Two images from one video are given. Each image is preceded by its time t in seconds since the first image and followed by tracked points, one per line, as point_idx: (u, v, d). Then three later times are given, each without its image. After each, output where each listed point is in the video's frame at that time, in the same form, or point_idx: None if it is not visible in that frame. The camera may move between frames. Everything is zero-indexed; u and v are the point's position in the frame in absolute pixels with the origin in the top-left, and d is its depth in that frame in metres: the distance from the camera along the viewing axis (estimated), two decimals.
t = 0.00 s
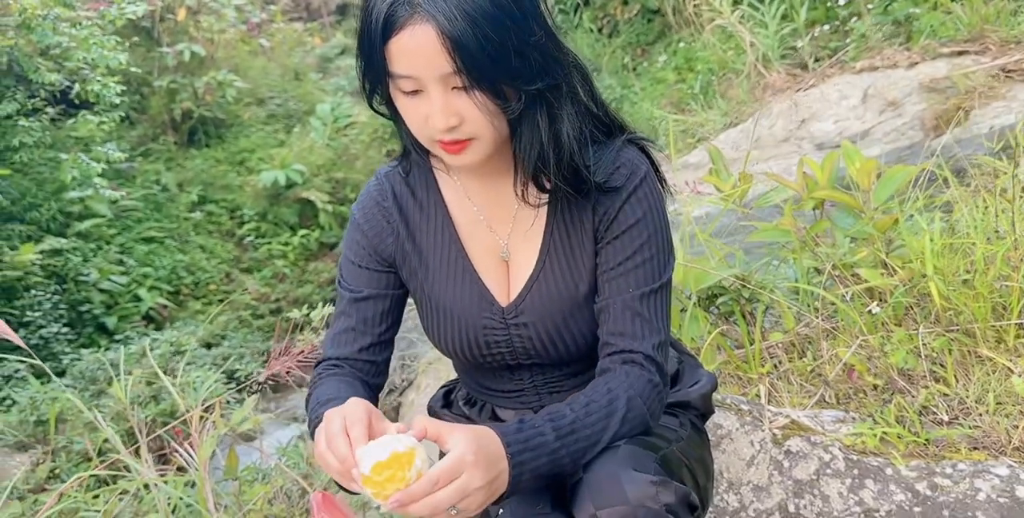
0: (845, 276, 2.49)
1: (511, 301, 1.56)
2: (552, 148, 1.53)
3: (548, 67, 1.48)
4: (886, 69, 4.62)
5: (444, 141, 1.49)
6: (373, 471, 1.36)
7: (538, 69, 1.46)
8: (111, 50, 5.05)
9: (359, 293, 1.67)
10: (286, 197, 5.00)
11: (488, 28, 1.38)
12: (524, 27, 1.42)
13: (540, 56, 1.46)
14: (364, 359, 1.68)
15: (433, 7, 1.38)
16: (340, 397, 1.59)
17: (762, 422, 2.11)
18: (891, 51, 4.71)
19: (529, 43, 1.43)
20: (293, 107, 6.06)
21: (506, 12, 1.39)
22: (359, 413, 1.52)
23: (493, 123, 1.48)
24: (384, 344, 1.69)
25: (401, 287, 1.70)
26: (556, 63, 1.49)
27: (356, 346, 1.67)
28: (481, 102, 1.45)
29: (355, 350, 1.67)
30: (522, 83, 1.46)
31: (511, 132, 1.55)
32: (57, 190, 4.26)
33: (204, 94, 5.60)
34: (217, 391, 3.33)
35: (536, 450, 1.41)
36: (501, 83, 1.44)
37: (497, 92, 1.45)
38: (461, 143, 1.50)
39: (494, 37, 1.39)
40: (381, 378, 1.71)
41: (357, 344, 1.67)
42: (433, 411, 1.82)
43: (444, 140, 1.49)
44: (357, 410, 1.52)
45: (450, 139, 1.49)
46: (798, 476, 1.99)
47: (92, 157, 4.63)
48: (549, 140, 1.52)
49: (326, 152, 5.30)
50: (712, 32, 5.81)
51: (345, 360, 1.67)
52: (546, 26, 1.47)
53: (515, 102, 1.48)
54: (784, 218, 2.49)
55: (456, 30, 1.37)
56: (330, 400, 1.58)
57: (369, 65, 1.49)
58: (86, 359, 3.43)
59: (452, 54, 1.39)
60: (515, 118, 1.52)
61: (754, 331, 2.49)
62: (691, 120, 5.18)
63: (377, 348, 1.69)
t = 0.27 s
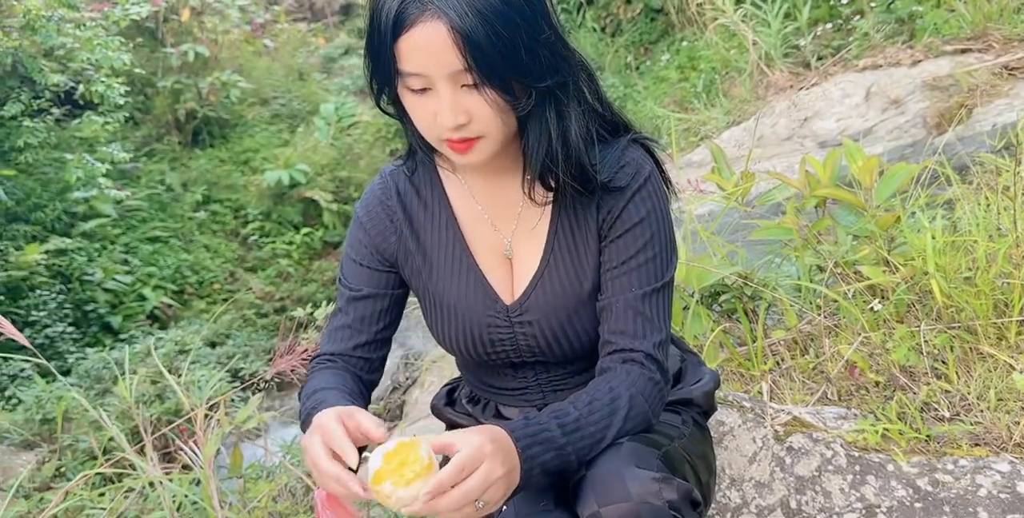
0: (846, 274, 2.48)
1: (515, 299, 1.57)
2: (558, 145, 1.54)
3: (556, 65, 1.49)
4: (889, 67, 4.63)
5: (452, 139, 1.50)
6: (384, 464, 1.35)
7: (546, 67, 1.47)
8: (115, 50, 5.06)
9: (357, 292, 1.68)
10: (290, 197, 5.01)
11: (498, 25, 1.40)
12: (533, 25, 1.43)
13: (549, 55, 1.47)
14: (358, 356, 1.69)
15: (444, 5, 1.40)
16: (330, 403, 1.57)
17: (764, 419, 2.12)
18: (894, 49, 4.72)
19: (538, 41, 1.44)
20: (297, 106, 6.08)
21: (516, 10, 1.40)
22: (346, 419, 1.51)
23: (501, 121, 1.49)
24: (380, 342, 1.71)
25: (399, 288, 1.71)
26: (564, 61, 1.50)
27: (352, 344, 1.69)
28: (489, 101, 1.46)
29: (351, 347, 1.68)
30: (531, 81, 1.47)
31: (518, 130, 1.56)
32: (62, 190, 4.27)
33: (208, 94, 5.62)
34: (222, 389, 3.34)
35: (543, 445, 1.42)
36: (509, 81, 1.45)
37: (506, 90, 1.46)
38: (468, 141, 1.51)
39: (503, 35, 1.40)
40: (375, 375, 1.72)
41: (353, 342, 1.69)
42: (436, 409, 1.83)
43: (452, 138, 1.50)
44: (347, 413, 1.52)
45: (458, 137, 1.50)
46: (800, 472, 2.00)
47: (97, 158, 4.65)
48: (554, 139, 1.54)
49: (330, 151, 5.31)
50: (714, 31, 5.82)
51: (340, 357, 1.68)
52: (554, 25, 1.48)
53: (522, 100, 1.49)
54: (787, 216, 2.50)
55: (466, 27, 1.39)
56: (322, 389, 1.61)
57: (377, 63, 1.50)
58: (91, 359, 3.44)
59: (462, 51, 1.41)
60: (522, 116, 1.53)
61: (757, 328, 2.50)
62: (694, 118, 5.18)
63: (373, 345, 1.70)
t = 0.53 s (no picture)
0: (849, 273, 2.47)
1: (519, 296, 1.57)
2: (563, 144, 1.55)
3: (561, 64, 1.49)
4: (892, 66, 4.63)
5: (456, 137, 1.50)
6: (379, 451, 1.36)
7: (551, 66, 1.48)
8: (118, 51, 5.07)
9: (353, 281, 1.68)
10: (293, 197, 5.02)
11: (504, 24, 1.40)
12: (538, 23, 1.43)
13: (554, 53, 1.48)
14: (346, 344, 1.68)
15: (450, 3, 1.40)
16: (316, 383, 1.58)
17: (767, 417, 2.12)
18: (896, 48, 4.71)
19: (543, 39, 1.45)
20: (300, 107, 6.08)
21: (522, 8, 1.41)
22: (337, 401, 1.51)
23: (505, 119, 1.50)
24: (370, 332, 1.70)
25: (396, 281, 1.71)
26: (569, 60, 1.51)
27: (342, 331, 1.68)
28: (494, 99, 1.47)
29: (341, 334, 1.68)
30: (535, 79, 1.47)
31: (523, 127, 1.56)
32: (65, 191, 4.28)
33: (210, 95, 5.63)
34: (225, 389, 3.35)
35: (543, 445, 1.41)
36: (514, 79, 1.45)
37: (511, 88, 1.46)
38: (473, 139, 1.51)
39: (508, 32, 1.41)
40: (361, 366, 1.72)
41: (344, 329, 1.68)
42: (438, 407, 1.83)
43: (456, 136, 1.50)
44: (340, 395, 1.52)
45: (462, 135, 1.50)
46: (803, 470, 2.00)
47: (100, 158, 4.66)
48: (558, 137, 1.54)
49: (333, 152, 5.32)
50: (717, 31, 5.82)
51: (329, 342, 1.68)
52: (559, 24, 1.48)
53: (527, 99, 1.49)
54: (789, 215, 2.50)
55: (472, 25, 1.39)
56: (307, 371, 1.61)
57: (382, 60, 1.50)
58: (94, 359, 3.45)
59: (467, 50, 1.41)
60: (527, 114, 1.53)
61: (759, 327, 2.50)
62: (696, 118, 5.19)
63: (363, 336, 1.70)
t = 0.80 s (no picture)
0: (851, 272, 2.47)
1: (521, 296, 1.58)
2: (566, 144, 1.55)
3: (564, 63, 1.49)
4: (893, 66, 4.63)
5: (459, 138, 1.51)
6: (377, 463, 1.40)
7: (554, 65, 1.48)
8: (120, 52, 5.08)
9: (351, 277, 1.68)
10: (294, 198, 5.02)
11: (506, 24, 1.40)
12: (540, 23, 1.43)
13: (556, 52, 1.48)
14: (341, 339, 1.68)
15: (452, 2, 1.40)
16: (312, 377, 1.57)
17: (769, 417, 2.12)
18: (897, 48, 4.71)
19: (545, 38, 1.45)
20: (301, 108, 6.09)
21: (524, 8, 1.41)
22: (346, 394, 1.51)
23: (508, 119, 1.50)
24: (365, 328, 1.70)
25: (394, 279, 1.71)
26: (572, 59, 1.51)
27: (338, 326, 1.68)
28: (496, 100, 1.47)
29: (336, 329, 1.68)
30: (538, 78, 1.47)
31: (526, 127, 1.56)
32: (66, 192, 4.28)
33: (211, 95, 5.63)
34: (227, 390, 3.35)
35: (546, 444, 1.41)
36: (517, 78, 1.45)
37: (514, 88, 1.47)
38: (475, 139, 1.51)
39: (511, 32, 1.41)
40: (355, 362, 1.72)
41: (340, 325, 1.68)
42: (440, 407, 1.83)
43: (459, 136, 1.51)
44: (341, 392, 1.52)
45: (465, 136, 1.50)
46: (805, 470, 2.00)
47: (101, 159, 4.66)
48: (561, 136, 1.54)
49: (333, 152, 5.32)
50: (718, 31, 5.81)
51: (325, 336, 1.67)
52: (561, 23, 1.48)
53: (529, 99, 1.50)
54: (791, 214, 2.50)
55: (474, 25, 1.39)
56: (302, 365, 1.60)
57: (384, 60, 1.50)
58: (96, 360, 3.45)
59: (470, 50, 1.41)
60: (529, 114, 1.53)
61: (761, 327, 2.50)
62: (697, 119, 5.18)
63: (359, 332, 1.70)
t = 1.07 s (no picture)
0: (853, 271, 2.48)
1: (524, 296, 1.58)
2: (568, 143, 1.55)
3: (566, 63, 1.49)
4: (893, 65, 4.63)
5: (462, 138, 1.51)
6: (380, 468, 1.39)
7: (556, 65, 1.48)
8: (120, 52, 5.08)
9: (354, 277, 1.68)
10: (294, 198, 5.02)
11: (509, 24, 1.40)
12: (543, 22, 1.43)
13: (558, 51, 1.48)
14: (344, 341, 1.67)
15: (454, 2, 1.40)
16: (323, 381, 1.56)
17: (770, 416, 2.13)
18: (898, 47, 4.71)
19: (547, 37, 1.45)
20: (301, 108, 6.09)
21: (527, 8, 1.40)
22: (352, 396, 1.51)
23: (511, 118, 1.50)
24: (367, 329, 1.70)
25: (396, 279, 1.71)
26: (574, 58, 1.51)
27: (341, 327, 1.67)
28: (499, 99, 1.47)
29: (339, 330, 1.67)
30: (540, 77, 1.47)
31: (528, 126, 1.56)
32: (67, 192, 4.28)
33: (212, 95, 5.63)
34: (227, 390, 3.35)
35: (548, 443, 1.41)
36: (520, 78, 1.45)
37: (516, 88, 1.46)
38: (478, 139, 1.51)
39: (514, 32, 1.40)
40: (357, 363, 1.71)
41: (343, 326, 1.67)
42: (442, 406, 1.83)
43: (462, 136, 1.51)
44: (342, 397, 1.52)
45: (468, 135, 1.50)
46: (807, 469, 2.00)
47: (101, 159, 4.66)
48: (563, 136, 1.54)
49: (334, 152, 5.32)
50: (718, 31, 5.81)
51: (328, 337, 1.67)
52: (564, 22, 1.48)
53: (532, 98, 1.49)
54: (793, 213, 2.50)
55: (477, 25, 1.39)
56: (306, 367, 1.60)
57: (386, 60, 1.50)
58: (97, 360, 3.45)
59: (472, 50, 1.41)
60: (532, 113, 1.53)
61: (762, 326, 2.49)
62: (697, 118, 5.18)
63: (362, 332, 1.69)
